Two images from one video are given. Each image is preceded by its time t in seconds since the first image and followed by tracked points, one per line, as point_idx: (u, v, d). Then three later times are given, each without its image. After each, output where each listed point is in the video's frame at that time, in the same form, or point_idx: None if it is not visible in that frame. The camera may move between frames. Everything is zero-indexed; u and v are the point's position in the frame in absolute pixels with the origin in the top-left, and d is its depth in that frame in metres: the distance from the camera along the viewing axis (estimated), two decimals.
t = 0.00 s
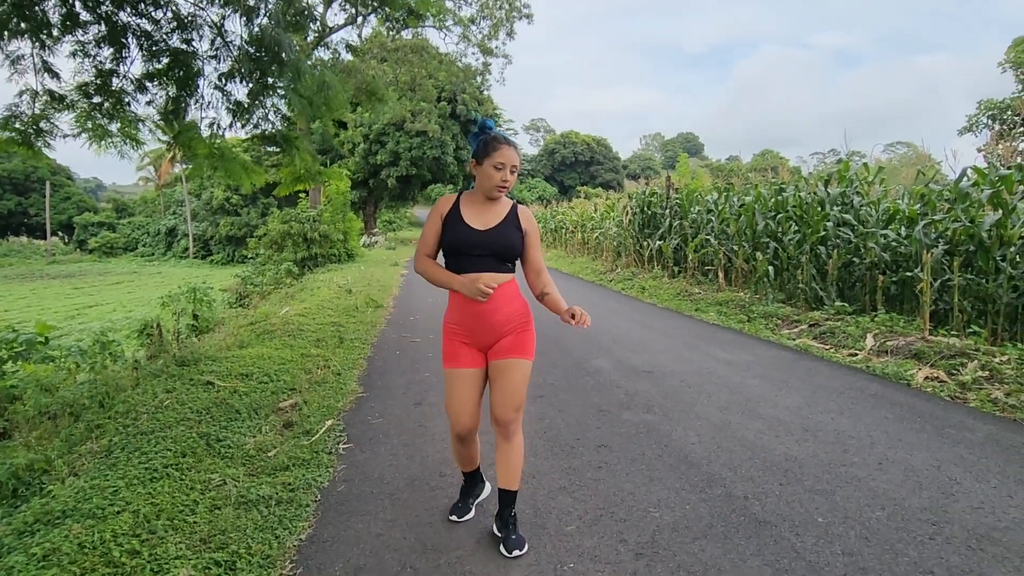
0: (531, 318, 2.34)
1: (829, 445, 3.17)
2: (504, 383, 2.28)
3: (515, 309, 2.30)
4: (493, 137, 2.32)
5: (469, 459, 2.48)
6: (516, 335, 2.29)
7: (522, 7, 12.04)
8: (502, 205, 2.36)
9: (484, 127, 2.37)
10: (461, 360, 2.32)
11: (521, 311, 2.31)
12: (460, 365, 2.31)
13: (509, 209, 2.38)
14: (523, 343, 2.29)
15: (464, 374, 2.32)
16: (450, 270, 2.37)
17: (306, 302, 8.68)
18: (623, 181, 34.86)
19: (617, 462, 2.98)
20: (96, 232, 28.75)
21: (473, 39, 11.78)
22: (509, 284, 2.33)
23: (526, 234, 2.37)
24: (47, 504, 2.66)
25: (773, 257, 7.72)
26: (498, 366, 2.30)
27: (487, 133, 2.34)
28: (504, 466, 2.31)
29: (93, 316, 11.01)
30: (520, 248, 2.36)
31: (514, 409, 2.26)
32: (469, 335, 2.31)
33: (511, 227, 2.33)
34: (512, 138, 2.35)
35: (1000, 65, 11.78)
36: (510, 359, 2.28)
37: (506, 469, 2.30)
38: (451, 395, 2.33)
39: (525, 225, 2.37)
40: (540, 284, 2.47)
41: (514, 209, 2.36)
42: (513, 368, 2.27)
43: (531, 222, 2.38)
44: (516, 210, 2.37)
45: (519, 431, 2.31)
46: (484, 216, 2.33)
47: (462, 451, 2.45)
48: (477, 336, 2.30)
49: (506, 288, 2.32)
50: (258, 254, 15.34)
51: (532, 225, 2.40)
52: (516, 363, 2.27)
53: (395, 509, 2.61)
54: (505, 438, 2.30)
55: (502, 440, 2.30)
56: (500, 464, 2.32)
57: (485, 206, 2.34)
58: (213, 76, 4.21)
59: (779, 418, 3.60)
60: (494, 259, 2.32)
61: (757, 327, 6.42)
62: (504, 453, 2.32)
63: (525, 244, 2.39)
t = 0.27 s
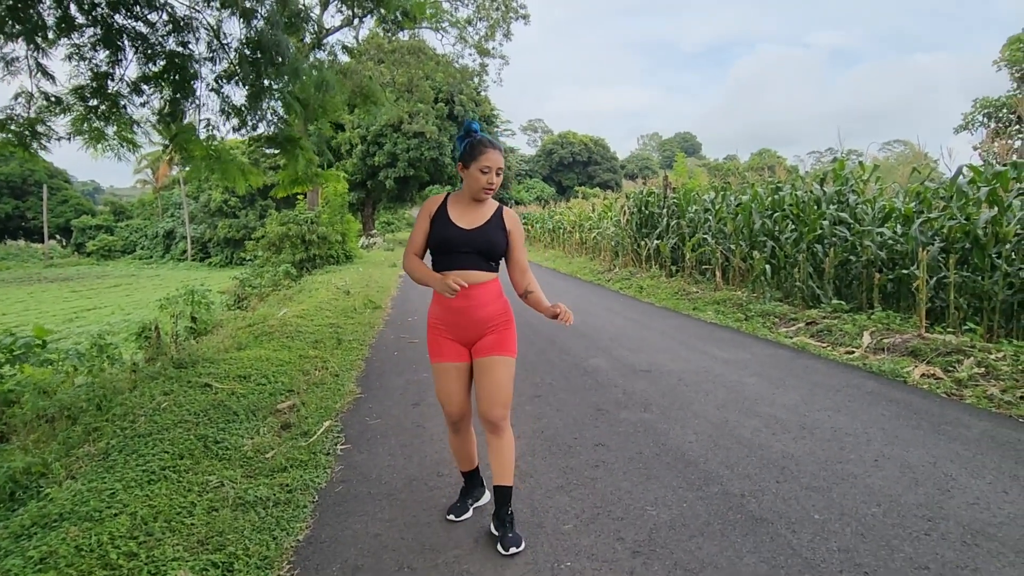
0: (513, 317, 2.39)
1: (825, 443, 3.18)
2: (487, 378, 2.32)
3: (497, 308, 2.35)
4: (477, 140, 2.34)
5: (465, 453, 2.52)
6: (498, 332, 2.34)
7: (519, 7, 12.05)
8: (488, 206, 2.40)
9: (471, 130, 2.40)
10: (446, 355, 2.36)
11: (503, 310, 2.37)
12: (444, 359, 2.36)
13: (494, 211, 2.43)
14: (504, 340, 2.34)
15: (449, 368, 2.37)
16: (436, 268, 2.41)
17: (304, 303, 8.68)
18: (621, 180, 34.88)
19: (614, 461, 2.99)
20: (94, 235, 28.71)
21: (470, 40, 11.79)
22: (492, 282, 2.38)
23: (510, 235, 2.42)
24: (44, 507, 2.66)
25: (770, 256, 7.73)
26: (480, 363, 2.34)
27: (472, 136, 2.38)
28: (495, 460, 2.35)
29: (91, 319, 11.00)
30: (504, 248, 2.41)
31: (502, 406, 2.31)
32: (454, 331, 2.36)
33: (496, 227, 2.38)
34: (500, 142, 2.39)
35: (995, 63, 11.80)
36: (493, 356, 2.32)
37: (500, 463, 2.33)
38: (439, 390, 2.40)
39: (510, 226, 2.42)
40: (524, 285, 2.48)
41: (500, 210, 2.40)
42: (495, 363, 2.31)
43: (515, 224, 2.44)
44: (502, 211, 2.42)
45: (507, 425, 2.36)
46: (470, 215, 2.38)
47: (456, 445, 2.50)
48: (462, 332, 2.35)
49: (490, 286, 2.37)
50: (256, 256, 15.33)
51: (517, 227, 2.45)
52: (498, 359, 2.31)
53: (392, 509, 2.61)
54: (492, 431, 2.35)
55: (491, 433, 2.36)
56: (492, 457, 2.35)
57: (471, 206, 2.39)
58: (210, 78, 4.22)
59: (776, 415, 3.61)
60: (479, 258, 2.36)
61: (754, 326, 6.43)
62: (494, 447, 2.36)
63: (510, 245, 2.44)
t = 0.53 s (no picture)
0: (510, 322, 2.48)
1: (829, 443, 3.17)
2: (487, 378, 2.35)
3: (500, 312, 2.43)
4: (465, 154, 2.38)
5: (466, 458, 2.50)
6: (498, 334, 2.42)
7: (518, 10, 12.07)
8: (488, 215, 2.48)
9: (463, 142, 2.45)
10: (449, 357, 2.37)
11: (504, 315, 2.45)
12: (447, 361, 2.36)
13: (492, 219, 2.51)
14: (504, 342, 2.42)
15: (452, 369, 2.37)
16: (440, 274, 2.43)
17: (306, 307, 8.69)
18: (621, 182, 34.88)
19: (617, 462, 2.99)
20: (96, 240, 28.74)
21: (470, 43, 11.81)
22: (494, 288, 2.45)
23: (510, 242, 2.51)
24: (48, 511, 2.66)
25: (772, 257, 7.73)
26: (482, 364, 2.37)
27: (461, 149, 2.43)
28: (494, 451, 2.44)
29: (93, 324, 11.01)
30: (505, 256, 2.49)
31: (502, 403, 2.35)
32: (459, 333, 2.39)
33: (497, 235, 2.46)
34: (489, 154, 2.43)
35: (995, 62, 11.80)
36: (496, 357, 2.37)
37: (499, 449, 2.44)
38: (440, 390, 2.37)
39: (507, 233, 2.51)
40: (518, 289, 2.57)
41: (498, 218, 2.49)
42: (496, 364, 2.36)
43: (513, 231, 2.53)
44: (501, 220, 2.51)
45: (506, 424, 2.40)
46: (473, 223, 2.44)
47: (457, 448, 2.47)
48: (466, 335, 2.39)
49: (493, 291, 2.43)
50: (257, 260, 15.33)
51: (514, 235, 2.54)
52: (499, 360, 2.37)
53: (396, 512, 2.61)
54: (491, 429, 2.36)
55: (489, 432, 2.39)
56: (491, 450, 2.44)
57: (470, 214, 2.44)
58: (211, 82, 4.24)
59: (779, 416, 3.61)
60: (484, 265, 2.42)
61: (757, 326, 6.42)
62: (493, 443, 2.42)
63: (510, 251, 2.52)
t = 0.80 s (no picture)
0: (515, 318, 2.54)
1: (832, 445, 3.16)
2: (496, 376, 2.45)
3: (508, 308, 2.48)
4: (460, 155, 2.39)
5: (471, 454, 2.50)
6: (507, 333, 2.46)
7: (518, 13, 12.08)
8: (493, 212, 2.50)
9: (463, 143, 2.45)
10: (461, 354, 2.38)
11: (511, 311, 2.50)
12: (459, 357, 2.38)
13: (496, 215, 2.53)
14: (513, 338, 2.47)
15: (464, 365, 2.39)
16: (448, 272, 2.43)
17: (307, 311, 8.68)
18: (622, 184, 34.89)
19: (619, 465, 2.98)
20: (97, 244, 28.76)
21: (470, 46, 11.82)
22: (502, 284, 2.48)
23: (516, 237, 2.53)
24: (50, 517, 2.65)
25: (773, 259, 7.72)
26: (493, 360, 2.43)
27: (458, 150, 2.44)
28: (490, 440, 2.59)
29: (94, 328, 11.00)
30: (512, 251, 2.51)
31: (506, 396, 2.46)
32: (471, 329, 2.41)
33: (504, 231, 2.48)
34: (488, 154, 2.44)
35: (996, 64, 11.79)
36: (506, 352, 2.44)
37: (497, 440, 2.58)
38: (453, 386, 2.39)
39: (512, 229, 2.53)
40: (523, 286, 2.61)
41: (502, 214, 2.51)
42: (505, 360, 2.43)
43: (518, 226, 2.55)
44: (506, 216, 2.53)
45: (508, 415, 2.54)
46: (481, 220, 2.46)
47: (465, 443, 2.48)
48: (478, 331, 2.41)
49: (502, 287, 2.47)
50: (258, 264, 15.33)
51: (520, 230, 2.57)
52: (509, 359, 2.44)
53: (399, 516, 2.61)
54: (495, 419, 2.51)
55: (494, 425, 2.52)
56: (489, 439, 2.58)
57: (475, 212, 2.46)
58: (213, 87, 4.26)
59: (781, 419, 3.60)
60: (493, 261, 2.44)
61: (758, 328, 6.42)
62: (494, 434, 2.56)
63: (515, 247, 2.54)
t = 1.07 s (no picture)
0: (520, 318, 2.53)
1: (833, 448, 3.15)
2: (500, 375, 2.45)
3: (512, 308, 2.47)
4: (463, 160, 2.40)
5: (473, 455, 2.48)
6: (511, 333, 2.46)
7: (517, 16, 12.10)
8: (495, 215, 2.48)
9: (467, 147, 2.45)
10: (465, 355, 2.38)
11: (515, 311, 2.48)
12: (464, 358, 2.37)
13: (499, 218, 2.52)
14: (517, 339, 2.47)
15: (469, 366, 2.38)
16: (452, 275, 2.43)
17: (306, 314, 8.67)
18: (622, 187, 34.91)
19: (620, 469, 2.97)
20: (97, 248, 28.76)
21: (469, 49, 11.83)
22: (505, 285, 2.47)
23: (518, 239, 2.52)
24: (48, 522, 2.64)
25: (773, 260, 7.72)
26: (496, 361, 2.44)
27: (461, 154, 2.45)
28: (490, 441, 2.58)
29: (94, 332, 11.00)
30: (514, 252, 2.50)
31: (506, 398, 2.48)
32: (474, 330, 2.40)
33: (506, 234, 2.46)
34: (491, 158, 2.44)
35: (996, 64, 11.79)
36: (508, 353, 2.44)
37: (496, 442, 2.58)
38: (456, 387, 2.37)
39: (514, 230, 2.51)
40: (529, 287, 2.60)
41: (504, 217, 2.49)
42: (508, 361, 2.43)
43: (519, 228, 2.53)
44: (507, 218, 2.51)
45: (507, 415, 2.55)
46: (482, 224, 2.45)
47: (466, 445, 2.46)
48: (482, 331, 2.40)
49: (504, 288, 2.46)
50: (258, 268, 15.32)
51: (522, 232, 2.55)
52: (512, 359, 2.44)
53: (398, 520, 2.60)
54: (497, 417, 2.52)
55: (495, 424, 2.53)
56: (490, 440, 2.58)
57: (477, 216, 2.45)
58: (213, 89, 4.24)
59: (782, 421, 3.58)
60: (494, 263, 2.43)
61: (759, 330, 6.41)
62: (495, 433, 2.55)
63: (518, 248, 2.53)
